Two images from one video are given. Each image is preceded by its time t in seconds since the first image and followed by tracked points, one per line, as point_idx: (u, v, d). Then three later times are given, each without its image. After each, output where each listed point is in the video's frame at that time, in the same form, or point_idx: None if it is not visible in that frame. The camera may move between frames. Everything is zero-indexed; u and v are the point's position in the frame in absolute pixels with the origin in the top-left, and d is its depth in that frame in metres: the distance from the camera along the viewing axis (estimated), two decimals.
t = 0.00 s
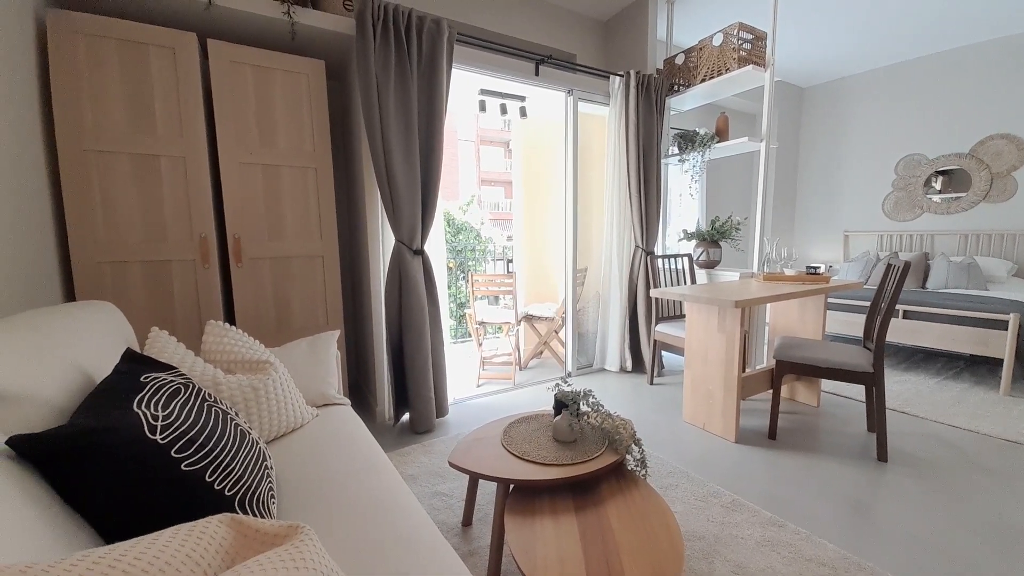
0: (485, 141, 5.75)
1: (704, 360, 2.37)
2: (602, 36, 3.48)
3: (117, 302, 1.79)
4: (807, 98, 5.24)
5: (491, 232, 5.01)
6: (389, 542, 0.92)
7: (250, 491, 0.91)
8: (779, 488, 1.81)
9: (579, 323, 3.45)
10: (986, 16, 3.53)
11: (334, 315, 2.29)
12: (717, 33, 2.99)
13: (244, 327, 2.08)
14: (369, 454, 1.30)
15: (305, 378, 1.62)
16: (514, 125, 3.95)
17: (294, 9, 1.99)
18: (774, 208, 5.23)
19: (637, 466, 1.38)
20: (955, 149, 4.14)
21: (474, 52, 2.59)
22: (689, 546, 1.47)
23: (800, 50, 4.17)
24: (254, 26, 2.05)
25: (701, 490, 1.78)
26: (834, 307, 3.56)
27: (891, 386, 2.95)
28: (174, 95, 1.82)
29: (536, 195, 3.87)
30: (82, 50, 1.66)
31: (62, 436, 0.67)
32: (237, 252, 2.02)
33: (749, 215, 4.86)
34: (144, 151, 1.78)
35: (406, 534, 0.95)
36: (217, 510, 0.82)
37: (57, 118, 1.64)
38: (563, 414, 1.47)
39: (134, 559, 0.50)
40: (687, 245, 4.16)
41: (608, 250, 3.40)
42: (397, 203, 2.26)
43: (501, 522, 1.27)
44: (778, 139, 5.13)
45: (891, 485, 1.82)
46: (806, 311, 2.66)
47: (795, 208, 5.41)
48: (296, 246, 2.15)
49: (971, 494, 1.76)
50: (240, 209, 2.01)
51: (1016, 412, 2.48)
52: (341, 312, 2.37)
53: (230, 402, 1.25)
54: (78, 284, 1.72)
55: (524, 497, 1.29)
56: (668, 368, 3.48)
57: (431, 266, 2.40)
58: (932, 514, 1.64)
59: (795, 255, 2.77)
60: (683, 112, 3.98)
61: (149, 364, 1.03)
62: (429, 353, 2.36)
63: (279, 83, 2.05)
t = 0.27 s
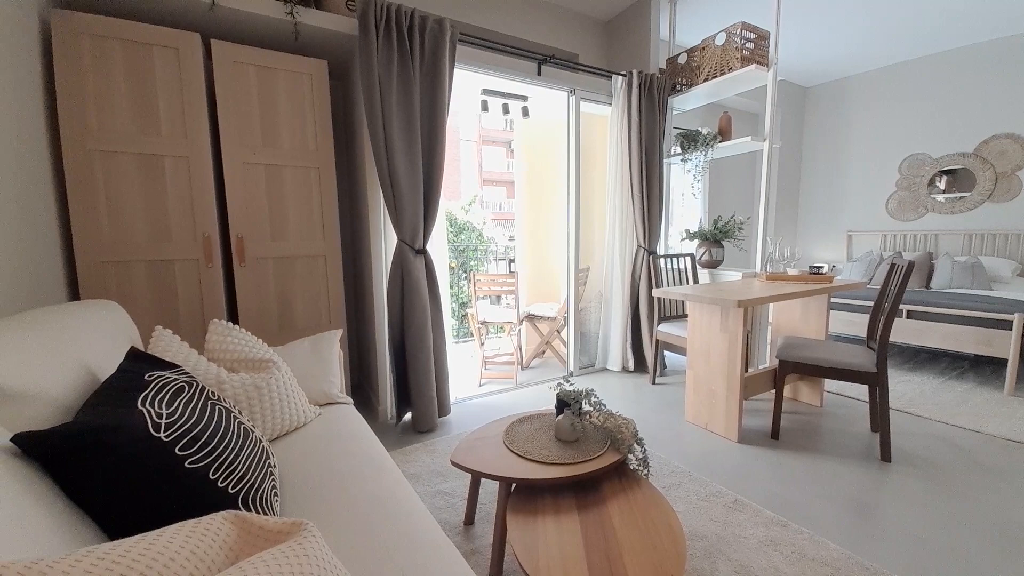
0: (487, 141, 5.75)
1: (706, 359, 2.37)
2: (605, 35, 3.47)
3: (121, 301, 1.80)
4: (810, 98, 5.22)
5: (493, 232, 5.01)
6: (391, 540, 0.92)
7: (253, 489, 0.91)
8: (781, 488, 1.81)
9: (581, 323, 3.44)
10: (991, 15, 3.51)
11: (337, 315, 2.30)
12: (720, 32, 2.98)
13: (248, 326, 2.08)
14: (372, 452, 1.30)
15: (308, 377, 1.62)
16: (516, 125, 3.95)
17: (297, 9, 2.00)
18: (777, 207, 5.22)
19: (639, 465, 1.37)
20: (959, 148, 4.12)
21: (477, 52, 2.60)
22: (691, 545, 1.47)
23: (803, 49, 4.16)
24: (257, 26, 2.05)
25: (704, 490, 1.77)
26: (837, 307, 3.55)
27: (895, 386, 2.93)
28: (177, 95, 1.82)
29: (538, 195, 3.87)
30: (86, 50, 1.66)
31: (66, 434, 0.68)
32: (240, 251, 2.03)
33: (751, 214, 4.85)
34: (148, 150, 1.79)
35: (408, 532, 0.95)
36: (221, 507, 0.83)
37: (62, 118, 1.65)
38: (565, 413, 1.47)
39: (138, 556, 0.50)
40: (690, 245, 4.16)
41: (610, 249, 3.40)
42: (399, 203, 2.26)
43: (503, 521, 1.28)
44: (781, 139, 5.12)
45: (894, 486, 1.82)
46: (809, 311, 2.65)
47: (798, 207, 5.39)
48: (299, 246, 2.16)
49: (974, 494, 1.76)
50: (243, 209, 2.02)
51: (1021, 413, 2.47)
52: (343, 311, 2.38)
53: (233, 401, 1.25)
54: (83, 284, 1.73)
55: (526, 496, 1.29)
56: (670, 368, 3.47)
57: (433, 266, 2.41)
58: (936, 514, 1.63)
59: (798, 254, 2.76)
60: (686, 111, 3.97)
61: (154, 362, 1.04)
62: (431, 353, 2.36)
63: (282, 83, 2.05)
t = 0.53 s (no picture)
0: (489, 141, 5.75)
1: (708, 359, 2.37)
2: (607, 35, 3.47)
3: (124, 300, 1.80)
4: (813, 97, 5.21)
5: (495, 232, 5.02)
6: (393, 538, 0.92)
7: (256, 487, 0.92)
8: (784, 488, 1.80)
9: (583, 323, 3.45)
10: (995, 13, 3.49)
11: (339, 314, 2.30)
12: (722, 31, 2.98)
13: (250, 326, 2.09)
14: (374, 451, 1.30)
15: (310, 376, 1.63)
16: (518, 124, 3.95)
17: (300, 9, 2.00)
18: (779, 207, 5.20)
19: (641, 465, 1.38)
20: (962, 147, 4.11)
21: (478, 52, 2.60)
22: (693, 545, 1.47)
23: (806, 48, 4.15)
24: (259, 26, 2.06)
25: (705, 490, 1.77)
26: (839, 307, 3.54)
27: (898, 386, 2.93)
28: (181, 95, 1.83)
29: (540, 195, 3.87)
30: (90, 51, 1.67)
31: (71, 431, 0.68)
32: (243, 251, 2.04)
33: (753, 214, 4.84)
34: (152, 151, 1.80)
35: (410, 530, 0.95)
36: (224, 505, 0.83)
37: (67, 119, 1.66)
38: (567, 413, 1.47)
39: (142, 553, 0.51)
40: (691, 244, 4.15)
41: (611, 249, 3.39)
42: (401, 203, 2.27)
43: (504, 520, 1.28)
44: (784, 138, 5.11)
45: (897, 486, 1.81)
46: (811, 311, 2.64)
47: (801, 207, 5.38)
48: (301, 245, 2.16)
49: (978, 494, 1.75)
50: (246, 208, 2.02)
51: None
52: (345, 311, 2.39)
53: (236, 399, 1.26)
54: (86, 283, 1.73)
55: (528, 495, 1.29)
56: (672, 368, 3.47)
57: (435, 265, 2.41)
58: (939, 514, 1.63)
59: (800, 254, 2.75)
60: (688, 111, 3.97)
61: (158, 360, 1.04)
62: (433, 352, 2.36)
63: (285, 83, 2.06)
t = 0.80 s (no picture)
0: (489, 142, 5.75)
1: (709, 361, 2.36)
2: (607, 37, 3.47)
3: (125, 302, 1.80)
4: (813, 98, 5.22)
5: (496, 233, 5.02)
6: (394, 541, 0.92)
7: (257, 490, 0.92)
8: (785, 490, 1.80)
9: (583, 324, 3.45)
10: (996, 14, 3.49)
11: (339, 316, 2.30)
12: (722, 33, 2.99)
13: (251, 327, 2.09)
14: (375, 453, 1.30)
15: (311, 378, 1.63)
16: (519, 126, 3.96)
17: (301, 11, 2.01)
18: (779, 208, 5.21)
19: (642, 467, 1.37)
20: (962, 149, 4.11)
21: (479, 53, 2.60)
22: (694, 547, 1.47)
23: (806, 49, 4.15)
24: (260, 28, 2.06)
25: (706, 492, 1.77)
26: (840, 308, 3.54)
27: (898, 388, 2.92)
28: (182, 97, 1.83)
29: (540, 196, 3.88)
30: (91, 53, 1.68)
31: (73, 435, 0.68)
32: (243, 253, 2.04)
33: (754, 215, 4.84)
34: (153, 152, 1.80)
35: (411, 531, 0.96)
36: (225, 508, 0.83)
37: (68, 121, 1.66)
38: (568, 414, 1.47)
39: (144, 559, 0.51)
40: (692, 246, 4.15)
41: (612, 251, 3.39)
42: (402, 204, 2.27)
43: (505, 522, 1.28)
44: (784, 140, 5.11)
45: (898, 487, 1.81)
46: (812, 312, 2.65)
47: (801, 208, 5.38)
48: (301, 247, 2.16)
49: (979, 496, 1.75)
50: (247, 210, 2.03)
51: None
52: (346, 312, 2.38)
53: (237, 402, 1.26)
54: (88, 285, 1.74)
55: (529, 497, 1.29)
56: (673, 370, 3.47)
57: (435, 267, 2.41)
58: (941, 516, 1.62)
59: (800, 255, 2.75)
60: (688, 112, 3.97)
61: (159, 363, 1.04)
62: (433, 353, 2.36)
63: (286, 85, 2.06)
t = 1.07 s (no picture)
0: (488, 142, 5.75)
1: (707, 361, 2.37)
2: (605, 37, 3.47)
3: (123, 303, 1.80)
4: (811, 98, 5.22)
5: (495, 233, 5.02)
6: (391, 541, 0.92)
7: (254, 491, 0.92)
8: (783, 490, 1.81)
9: (582, 324, 3.45)
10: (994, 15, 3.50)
11: (338, 316, 2.30)
12: (720, 33, 2.99)
13: (249, 327, 2.09)
14: (372, 453, 1.30)
15: (309, 378, 1.62)
16: (517, 126, 3.96)
17: (299, 11, 2.01)
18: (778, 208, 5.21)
19: (639, 467, 1.38)
20: (960, 149, 4.12)
21: (477, 54, 2.60)
22: (691, 547, 1.47)
23: (804, 50, 4.16)
24: (258, 28, 2.06)
25: (704, 492, 1.78)
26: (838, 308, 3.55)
27: (896, 387, 2.93)
28: (180, 98, 1.83)
29: (538, 196, 3.88)
30: (88, 54, 1.67)
31: (68, 436, 0.68)
32: (241, 253, 2.04)
33: (752, 215, 4.85)
34: (151, 153, 1.80)
35: (408, 531, 0.96)
36: (222, 509, 0.83)
37: (65, 121, 1.66)
38: (565, 415, 1.47)
39: (138, 559, 0.51)
40: (690, 246, 4.16)
41: (610, 251, 3.40)
42: (400, 204, 2.27)
43: (503, 522, 1.28)
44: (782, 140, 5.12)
45: (895, 487, 1.81)
46: (810, 312, 2.65)
47: (799, 208, 5.38)
48: (300, 247, 2.16)
49: (976, 496, 1.75)
50: (245, 210, 2.02)
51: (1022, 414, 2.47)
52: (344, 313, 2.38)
53: (234, 402, 1.26)
54: (85, 286, 1.73)
55: (526, 497, 1.29)
56: (671, 370, 3.48)
57: (434, 267, 2.41)
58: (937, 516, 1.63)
59: (798, 255, 2.76)
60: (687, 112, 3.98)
61: (155, 364, 1.04)
62: (432, 353, 2.36)
63: (284, 85, 2.06)
